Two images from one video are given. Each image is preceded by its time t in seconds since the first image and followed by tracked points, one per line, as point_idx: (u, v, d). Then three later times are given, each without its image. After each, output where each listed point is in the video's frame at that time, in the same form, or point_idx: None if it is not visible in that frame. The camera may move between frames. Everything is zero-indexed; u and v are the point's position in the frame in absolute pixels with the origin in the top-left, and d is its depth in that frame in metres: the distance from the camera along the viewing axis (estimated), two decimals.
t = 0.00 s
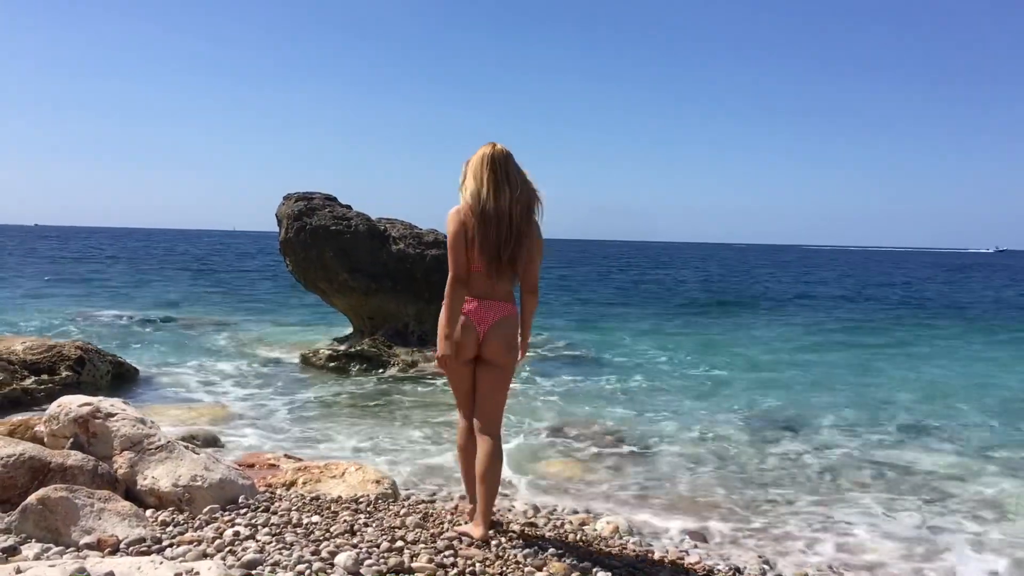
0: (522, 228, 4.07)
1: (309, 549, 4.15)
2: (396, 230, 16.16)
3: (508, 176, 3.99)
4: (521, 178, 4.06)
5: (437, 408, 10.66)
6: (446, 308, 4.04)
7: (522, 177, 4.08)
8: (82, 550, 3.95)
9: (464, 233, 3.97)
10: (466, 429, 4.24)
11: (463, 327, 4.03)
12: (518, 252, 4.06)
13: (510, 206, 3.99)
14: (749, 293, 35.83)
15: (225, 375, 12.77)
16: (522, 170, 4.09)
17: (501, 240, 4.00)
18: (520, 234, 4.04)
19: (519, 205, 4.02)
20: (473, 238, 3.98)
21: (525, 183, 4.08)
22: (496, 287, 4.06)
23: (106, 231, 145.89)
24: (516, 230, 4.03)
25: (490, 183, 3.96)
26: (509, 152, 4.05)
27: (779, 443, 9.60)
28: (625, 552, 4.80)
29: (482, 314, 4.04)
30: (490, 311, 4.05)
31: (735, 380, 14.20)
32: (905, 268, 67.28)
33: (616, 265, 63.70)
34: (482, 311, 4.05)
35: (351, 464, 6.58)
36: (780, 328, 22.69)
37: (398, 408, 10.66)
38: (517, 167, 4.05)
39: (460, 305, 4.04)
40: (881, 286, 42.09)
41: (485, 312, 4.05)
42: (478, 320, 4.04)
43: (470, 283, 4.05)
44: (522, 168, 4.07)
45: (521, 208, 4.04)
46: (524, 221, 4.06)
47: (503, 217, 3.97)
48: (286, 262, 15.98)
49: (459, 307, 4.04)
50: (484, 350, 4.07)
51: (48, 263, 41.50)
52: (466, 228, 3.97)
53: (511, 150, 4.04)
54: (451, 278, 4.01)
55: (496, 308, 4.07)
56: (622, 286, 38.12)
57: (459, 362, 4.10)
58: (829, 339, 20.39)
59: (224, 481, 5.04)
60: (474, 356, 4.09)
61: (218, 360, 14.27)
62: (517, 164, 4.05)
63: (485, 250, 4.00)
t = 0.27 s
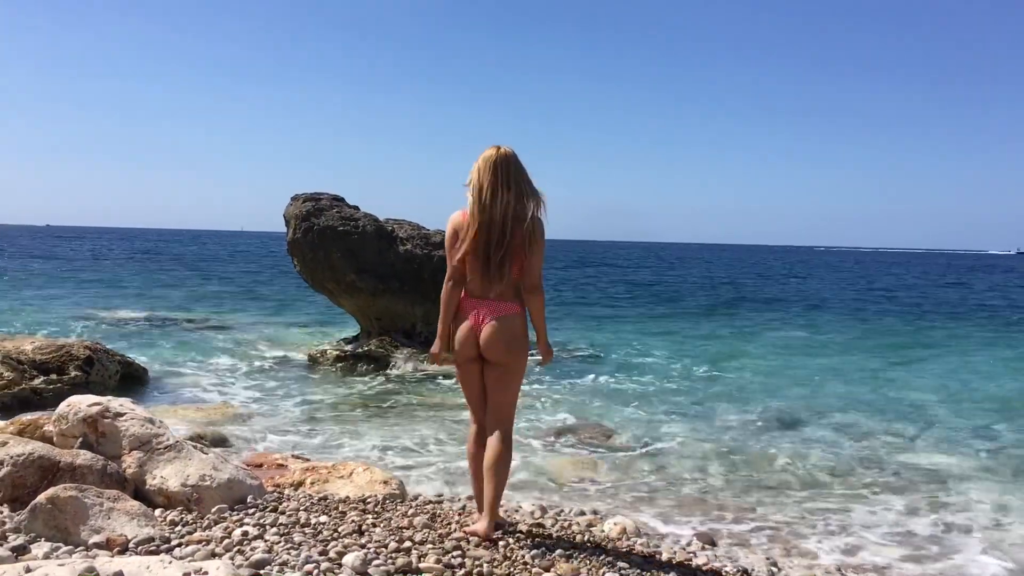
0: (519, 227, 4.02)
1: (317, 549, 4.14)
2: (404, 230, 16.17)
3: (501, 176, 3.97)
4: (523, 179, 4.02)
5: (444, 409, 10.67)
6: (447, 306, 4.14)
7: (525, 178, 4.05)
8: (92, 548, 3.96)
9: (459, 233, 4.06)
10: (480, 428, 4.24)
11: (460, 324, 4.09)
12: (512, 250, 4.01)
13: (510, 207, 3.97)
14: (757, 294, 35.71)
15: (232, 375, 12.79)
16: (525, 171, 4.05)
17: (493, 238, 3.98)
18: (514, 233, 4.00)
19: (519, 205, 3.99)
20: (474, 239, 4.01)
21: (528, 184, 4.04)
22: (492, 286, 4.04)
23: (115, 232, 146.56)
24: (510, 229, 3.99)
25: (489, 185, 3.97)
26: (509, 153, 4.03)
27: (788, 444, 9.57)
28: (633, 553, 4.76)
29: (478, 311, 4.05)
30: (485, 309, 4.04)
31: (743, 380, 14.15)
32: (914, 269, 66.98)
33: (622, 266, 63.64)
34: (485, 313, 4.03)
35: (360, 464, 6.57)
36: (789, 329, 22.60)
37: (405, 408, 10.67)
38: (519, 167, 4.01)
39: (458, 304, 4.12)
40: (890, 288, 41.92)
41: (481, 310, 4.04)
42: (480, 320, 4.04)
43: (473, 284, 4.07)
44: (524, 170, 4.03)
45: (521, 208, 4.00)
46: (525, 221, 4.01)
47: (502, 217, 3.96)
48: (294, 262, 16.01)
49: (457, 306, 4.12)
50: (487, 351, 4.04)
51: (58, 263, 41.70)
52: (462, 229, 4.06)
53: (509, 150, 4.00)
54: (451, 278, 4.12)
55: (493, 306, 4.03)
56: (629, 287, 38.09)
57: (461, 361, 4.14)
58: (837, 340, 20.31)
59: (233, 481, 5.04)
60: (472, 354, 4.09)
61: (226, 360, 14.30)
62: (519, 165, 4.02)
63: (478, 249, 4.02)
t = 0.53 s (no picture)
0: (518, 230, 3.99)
1: (324, 552, 4.14)
2: (411, 233, 16.19)
3: (498, 181, 3.96)
4: (522, 181, 4.01)
5: (451, 411, 10.69)
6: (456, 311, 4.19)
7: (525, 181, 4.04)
8: (100, 550, 3.97)
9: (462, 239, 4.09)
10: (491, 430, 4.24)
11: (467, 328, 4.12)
12: (512, 253, 4.00)
13: (510, 210, 3.96)
14: (765, 296, 35.60)
15: (240, 377, 12.84)
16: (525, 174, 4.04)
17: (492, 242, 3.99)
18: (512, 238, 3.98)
19: (520, 207, 3.98)
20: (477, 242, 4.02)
21: (528, 187, 4.03)
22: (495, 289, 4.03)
23: (123, 235, 147.23)
24: (509, 232, 3.98)
25: (489, 189, 3.97)
26: (506, 157, 4.01)
27: (795, 446, 9.54)
28: (641, 556, 4.74)
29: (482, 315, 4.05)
30: (488, 312, 4.03)
31: (751, 383, 14.12)
32: (922, 271, 66.69)
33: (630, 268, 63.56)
34: (489, 316, 4.03)
35: (367, 467, 6.58)
36: (796, 331, 22.53)
37: (412, 411, 10.69)
38: (518, 170, 4.00)
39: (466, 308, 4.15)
40: (898, 290, 41.77)
41: (485, 314, 4.04)
42: (487, 323, 4.04)
43: (478, 288, 4.07)
44: (524, 173, 4.02)
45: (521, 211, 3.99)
46: (526, 223, 3.99)
47: (503, 221, 3.96)
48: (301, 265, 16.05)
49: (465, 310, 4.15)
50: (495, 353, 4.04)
51: (69, 266, 41.97)
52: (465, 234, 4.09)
53: (506, 155, 4.00)
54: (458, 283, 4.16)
55: (496, 310, 4.02)
56: (636, 289, 38.06)
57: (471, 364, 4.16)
58: (845, 342, 20.25)
59: (241, 483, 5.05)
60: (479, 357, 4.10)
61: (234, 362, 14.35)
62: (518, 168, 4.01)
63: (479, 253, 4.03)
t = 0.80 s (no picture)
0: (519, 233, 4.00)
1: (327, 556, 4.14)
2: (414, 236, 16.21)
3: (496, 184, 3.97)
4: (519, 185, 4.01)
5: (454, 415, 10.68)
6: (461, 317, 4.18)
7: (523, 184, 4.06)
8: (104, 555, 3.97)
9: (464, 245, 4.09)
10: (497, 434, 4.22)
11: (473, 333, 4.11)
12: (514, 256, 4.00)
13: (510, 213, 3.96)
14: (769, 299, 35.47)
15: (243, 382, 12.85)
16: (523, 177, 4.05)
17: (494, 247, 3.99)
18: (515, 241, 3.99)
19: (519, 210, 3.98)
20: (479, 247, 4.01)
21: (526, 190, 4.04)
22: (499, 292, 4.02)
23: (126, 240, 147.55)
24: (510, 235, 3.98)
25: (488, 194, 3.97)
26: (502, 160, 4.02)
27: (799, 449, 9.52)
28: (644, 560, 4.72)
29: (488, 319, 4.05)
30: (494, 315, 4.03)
31: (754, 386, 14.10)
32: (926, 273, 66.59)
33: (633, 271, 63.51)
34: (495, 319, 4.02)
35: (370, 471, 6.58)
36: (800, 334, 22.50)
37: (416, 414, 10.68)
38: (516, 174, 4.02)
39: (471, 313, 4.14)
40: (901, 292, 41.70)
41: (490, 318, 4.04)
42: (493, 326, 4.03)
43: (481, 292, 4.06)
44: (522, 177, 4.03)
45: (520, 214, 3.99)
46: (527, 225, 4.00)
47: (505, 224, 3.96)
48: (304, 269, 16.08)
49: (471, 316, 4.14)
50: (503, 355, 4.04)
51: (75, 271, 42.13)
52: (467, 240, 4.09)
53: (503, 158, 4.01)
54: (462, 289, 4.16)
55: (502, 313, 4.02)
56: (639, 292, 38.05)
57: (478, 368, 4.15)
58: (848, 345, 20.22)
59: (244, 487, 5.04)
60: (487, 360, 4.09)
61: (237, 367, 14.36)
62: (517, 171, 4.02)
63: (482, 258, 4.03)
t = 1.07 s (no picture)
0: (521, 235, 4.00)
1: (328, 559, 4.13)
2: (414, 239, 16.22)
3: (497, 187, 3.97)
4: (520, 187, 4.02)
5: (455, 417, 10.69)
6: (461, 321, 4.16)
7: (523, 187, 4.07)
8: (104, 558, 3.96)
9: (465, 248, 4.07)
10: (496, 438, 4.20)
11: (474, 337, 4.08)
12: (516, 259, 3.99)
13: (511, 216, 3.97)
14: (769, 301, 35.47)
15: (244, 385, 12.85)
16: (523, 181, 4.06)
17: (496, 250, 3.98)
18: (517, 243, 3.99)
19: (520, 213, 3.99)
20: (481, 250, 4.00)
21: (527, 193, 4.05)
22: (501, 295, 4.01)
23: (127, 243, 147.60)
24: (512, 238, 3.98)
25: (490, 197, 3.97)
26: (502, 164, 4.03)
27: (800, 451, 9.51)
28: (646, 562, 4.71)
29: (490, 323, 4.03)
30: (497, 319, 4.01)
31: (755, 388, 14.10)
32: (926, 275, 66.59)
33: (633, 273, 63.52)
34: (497, 322, 4.01)
35: (371, 474, 6.57)
36: (800, 336, 22.49)
37: (416, 417, 10.69)
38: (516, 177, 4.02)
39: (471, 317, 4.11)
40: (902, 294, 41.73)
41: (493, 321, 4.02)
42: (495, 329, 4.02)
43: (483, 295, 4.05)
44: (522, 180, 4.03)
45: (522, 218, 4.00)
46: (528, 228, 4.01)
47: (507, 228, 3.96)
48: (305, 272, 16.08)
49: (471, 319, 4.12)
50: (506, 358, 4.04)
51: (75, 274, 42.12)
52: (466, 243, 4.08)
53: (503, 161, 4.01)
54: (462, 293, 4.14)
55: (504, 316, 4.01)
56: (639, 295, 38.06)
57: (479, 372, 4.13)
58: (849, 347, 20.22)
59: (245, 490, 5.05)
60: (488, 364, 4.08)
61: (238, 370, 14.36)
62: (517, 174, 4.03)
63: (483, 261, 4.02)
